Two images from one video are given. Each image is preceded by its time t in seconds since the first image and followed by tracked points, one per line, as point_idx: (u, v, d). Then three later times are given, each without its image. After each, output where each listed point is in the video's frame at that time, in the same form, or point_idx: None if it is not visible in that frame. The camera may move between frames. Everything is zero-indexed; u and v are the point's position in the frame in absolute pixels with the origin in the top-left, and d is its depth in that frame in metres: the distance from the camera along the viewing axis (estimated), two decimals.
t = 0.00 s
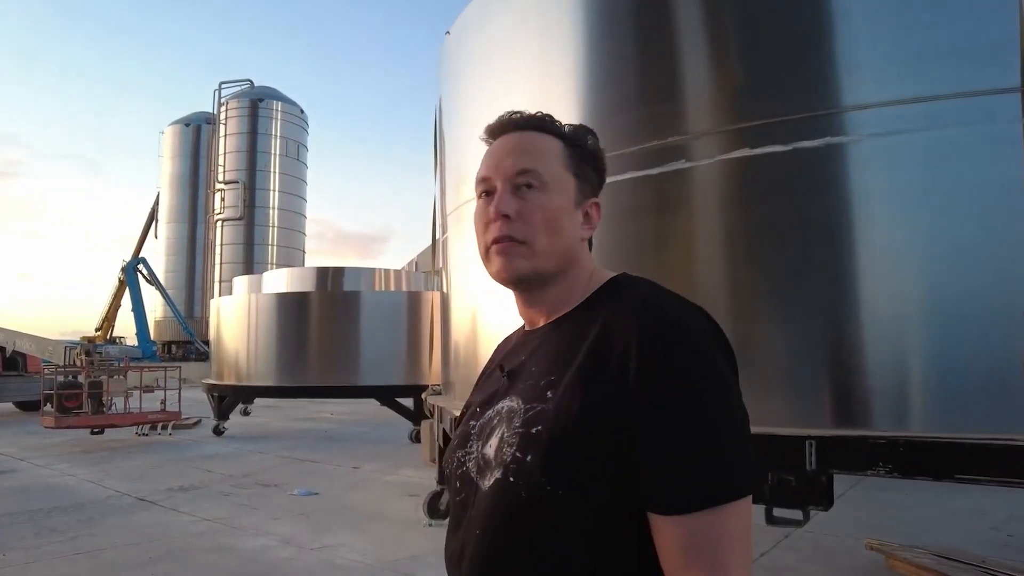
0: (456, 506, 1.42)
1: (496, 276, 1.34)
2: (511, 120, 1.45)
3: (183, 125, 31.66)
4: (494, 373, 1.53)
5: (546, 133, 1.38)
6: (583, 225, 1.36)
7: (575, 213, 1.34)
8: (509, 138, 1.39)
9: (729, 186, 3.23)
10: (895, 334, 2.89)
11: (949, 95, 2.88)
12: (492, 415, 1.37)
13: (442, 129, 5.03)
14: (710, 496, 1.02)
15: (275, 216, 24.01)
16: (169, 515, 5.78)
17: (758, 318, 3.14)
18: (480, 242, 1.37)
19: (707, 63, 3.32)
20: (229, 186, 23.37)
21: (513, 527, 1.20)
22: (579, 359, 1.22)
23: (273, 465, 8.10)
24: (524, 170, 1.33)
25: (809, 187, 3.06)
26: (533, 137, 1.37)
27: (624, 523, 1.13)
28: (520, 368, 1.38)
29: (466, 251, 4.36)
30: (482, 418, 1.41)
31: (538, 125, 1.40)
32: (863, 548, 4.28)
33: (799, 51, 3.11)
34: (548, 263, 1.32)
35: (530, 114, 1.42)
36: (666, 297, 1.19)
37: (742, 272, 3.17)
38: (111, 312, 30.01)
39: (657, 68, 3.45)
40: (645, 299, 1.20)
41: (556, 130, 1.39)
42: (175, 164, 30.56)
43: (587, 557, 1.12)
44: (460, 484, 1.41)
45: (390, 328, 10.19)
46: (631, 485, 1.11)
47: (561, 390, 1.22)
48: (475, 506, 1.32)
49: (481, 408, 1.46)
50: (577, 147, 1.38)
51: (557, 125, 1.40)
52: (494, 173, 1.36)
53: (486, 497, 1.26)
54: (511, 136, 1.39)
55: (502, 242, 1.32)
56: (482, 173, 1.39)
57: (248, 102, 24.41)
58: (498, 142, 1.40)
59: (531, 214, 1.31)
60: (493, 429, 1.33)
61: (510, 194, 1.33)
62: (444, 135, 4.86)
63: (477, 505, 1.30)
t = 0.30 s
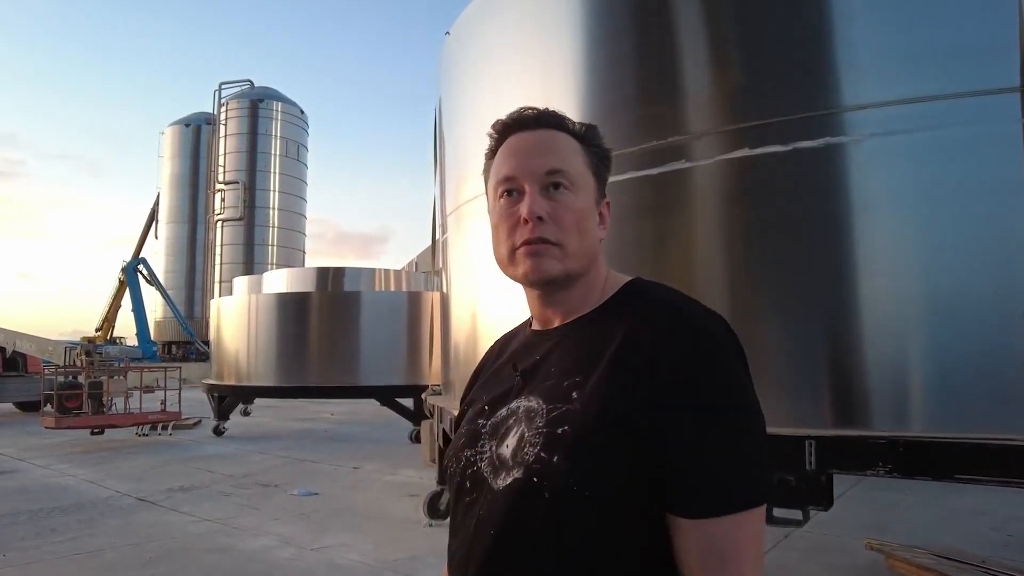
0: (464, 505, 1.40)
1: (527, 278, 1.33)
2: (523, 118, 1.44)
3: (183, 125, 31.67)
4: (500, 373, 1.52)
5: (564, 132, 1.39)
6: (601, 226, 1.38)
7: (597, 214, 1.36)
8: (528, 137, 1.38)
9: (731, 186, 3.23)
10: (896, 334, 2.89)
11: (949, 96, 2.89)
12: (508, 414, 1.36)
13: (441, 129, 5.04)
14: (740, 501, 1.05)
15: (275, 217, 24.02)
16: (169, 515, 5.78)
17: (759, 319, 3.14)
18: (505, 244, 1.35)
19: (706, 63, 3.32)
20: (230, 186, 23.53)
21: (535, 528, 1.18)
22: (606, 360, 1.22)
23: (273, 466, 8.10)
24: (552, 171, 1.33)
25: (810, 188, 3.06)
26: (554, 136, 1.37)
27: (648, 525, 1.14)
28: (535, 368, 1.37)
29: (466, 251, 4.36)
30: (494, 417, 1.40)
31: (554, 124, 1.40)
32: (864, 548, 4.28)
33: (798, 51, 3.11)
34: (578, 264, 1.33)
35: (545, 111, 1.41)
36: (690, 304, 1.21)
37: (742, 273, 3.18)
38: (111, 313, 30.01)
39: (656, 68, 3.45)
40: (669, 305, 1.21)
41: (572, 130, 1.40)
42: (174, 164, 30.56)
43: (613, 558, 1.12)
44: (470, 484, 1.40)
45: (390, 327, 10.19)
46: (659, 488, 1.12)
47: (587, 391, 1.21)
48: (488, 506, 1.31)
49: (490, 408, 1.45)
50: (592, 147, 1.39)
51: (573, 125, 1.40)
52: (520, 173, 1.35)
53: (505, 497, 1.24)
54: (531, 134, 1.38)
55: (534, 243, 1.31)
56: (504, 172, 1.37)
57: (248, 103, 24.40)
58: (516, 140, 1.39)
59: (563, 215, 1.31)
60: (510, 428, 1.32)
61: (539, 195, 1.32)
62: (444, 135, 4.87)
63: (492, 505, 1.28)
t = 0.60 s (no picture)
0: (463, 507, 1.41)
1: (528, 284, 1.34)
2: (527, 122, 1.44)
3: (183, 126, 31.67)
4: (500, 375, 1.52)
5: (568, 136, 1.39)
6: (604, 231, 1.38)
7: (600, 219, 1.36)
8: (532, 142, 1.39)
9: (731, 187, 3.23)
10: (894, 335, 2.89)
11: (948, 97, 2.89)
12: (509, 417, 1.36)
13: (441, 130, 5.04)
14: (742, 508, 1.06)
15: (275, 218, 24.01)
16: (169, 516, 5.79)
17: (757, 319, 3.14)
18: (507, 250, 1.36)
19: (705, 64, 3.32)
20: (230, 188, 23.56)
21: (533, 532, 1.18)
22: (608, 365, 1.22)
23: (273, 467, 8.10)
24: (554, 177, 1.33)
25: (809, 189, 3.07)
26: (557, 142, 1.37)
27: (648, 531, 1.14)
28: (536, 372, 1.38)
29: (467, 252, 4.36)
30: (495, 420, 1.41)
31: (558, 128, 1.40)
32: (863, 549, 4.28)
33: (797, 53, 3.12)
34: (580, 270, 1.33)
35: (549, 116, 1.41)
36: (693, 310, 1.22)
37: (742, 274, 3.18)
38: (112, 314, 30.04)
39: (655, 70, 3.45)
40: (673, 310, 1.22)
41: (576, 134, 1.40)
42: (174, 165, 30.56)
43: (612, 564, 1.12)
44: (469, 485, 1.41)
45: (390, 329, 10.19)
46: (661, 493, 1.12)
47: (588, 396, 1.21)
48: (487, 509, 1.31)
49: (491, 410, 1.45)
50: (596, 152, 1.39)
51: (577, 129, 1.40)
52: (522, 180, 1.36)
53: (505, 500, 1.24)
54: (534, 140, 1.39)
55: (536, 250, 1.31)
56: (507, 178, 1.38)
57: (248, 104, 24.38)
58: (520, 146, 1.39)
59: (565, 222, 1.31)
60: (510, 432, 1.33)
61: (542, 202, 1.33)
62: (444, 136, 4.87)
63: (491, 508, 1.29)
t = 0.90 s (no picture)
0: (458, 508, 1.41)
1: (522, 283, 1.34)
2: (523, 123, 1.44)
3: (183, 127, 31.67)
4: (496, 375, 1.52)
5: (563, 138, 1.39)
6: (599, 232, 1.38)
7: (595, 220, 1.36)
8: (528, 144, 1.39)
9: (730, 188, 3.23)
10: (893, 335, 2.89)
11: (947, 98, 2.89)
12: (503, 418, 1.36)
13: (441, 130, 5.04)
14: (739, 507, 1.06)
15: (275, 219, 24.01)
16: (169, 518, 5.78)
17: (756, 320, 3.15)
18: (501, 250, 1.36)
19: (705, 65, 3.32)
20: (229, 189, 23.64)
21: (527, 534, 1.18)
22: (604, 367, 1.22)
23: (273, 468, 8.10)
24: (548, 178, 1.33)
25: (808, 190, 3.07)
26: (553, 143, 1.37)
27: (643, 533, 1.14)
28: (531, 373, 1.38)
29: (467, 252, 4.35)
30: (490, 421, 1.41)
31: (554, 130, 1.40)
32: (863, 550, 4.28)
33: (796, 54, 3.12)
34: (574, 269, 1.33)
35: (546, 117, 1.41)
36: (689, 311, 1.22)
37: (741, 275, 3.18)
38: (111, 315, 30.04)
39: (655, 71, 3.46)
40: (668, 312, 1.22)
41: (572, 135, 1.40)
42: (174, 166, 30.57)
43: (607, 564, 1.12)
44: (464, 486, 1.41)
45: (390, 329, 10.19)
46: (656, 493, 1.12)
47: (583, 398, 1.21)
48: (482, 510, 1.31)
49: (487, 411, 1.45)
50: (592, 153, 1.40)
51: (573, 131, 1.40)
52: (517, 180, 1.36)
53: (499, 501, 1.25)
54: (530, 141, 1.39)
55: (530, 250, 1.32)
56: (502, 178, 1.38)
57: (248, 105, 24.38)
58: (515, 146, 1.39)
59: (559, 223, 1.31)
60: (505, 433, 1.33)
61: (536, 202, 1.33)
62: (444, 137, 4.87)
63: (486, 509, 1.29)
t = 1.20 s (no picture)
0: (454, 504, 1.41)
1: (515, 282, 1.34)
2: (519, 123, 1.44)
3: (183, 128, 31.67)
4: (495, 373, 1.52)
5: (560, 137, 1.39)
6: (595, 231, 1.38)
7: (589, 219, 1.36)
8: (523, 142, 1.39)
9: (729, 188, 3.23)
10: (892, 336, 2.89)
11: (946, 98, 2.89)
12: (500, 416, 1.36)
13: (440, 130, 5.04)
14: (729, 505, 1.06)
15: (275, 220, 24.02)
16: (168, 518, 5.78)
17: (755, 320, 3.15)
18: (496, 249, 1.36)
19: (704, 66, 3.33)
20: (229, 189, 23.65)
21: (520, 530, 1.18)
22: (598, 364, 1.22)
23: (273, 469, 8.09)
24: (541, 177, 1.34)
25: (808, 190, 3.07)
26: (548, 142, 1.37)
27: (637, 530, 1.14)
28: (527, 371, 1.38)
29: (467, 252, 4.35)
30: (487, 417, 1.41)
31: (549, 129, 1.40)
32: (862, 551, 4.28)
33: (796, 54, 3.12)
34: (568, 268, 1.33)
35: (542, 116, 1.41)
36: (685, 309, 1.22)
37: (740, 274, 3.18)
38: (111, 316, 30.05)
39: (654, 71, 3.46)
40: (663, 309, 1.22)
41: (567, 134, 1.40)
42: (173, 167, 30.57)
43: (599, 560, 1.12)
44: (461, 483, 1.41)
45: (390, 330, 10.19)
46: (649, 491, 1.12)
47: (577, 395, 1.21)
48: (477, 506, 1.31)
49: (484, 408, 1.45)
50: (588, 152, 1.39)
51: (569, 129, 1.40)
52: (511, 179, 1.36)
53: (494, 497, 1.25)
54: (524, 140, 1.39)
55: (523, 249, 1.32)
56: (496, 178, 1.38)
57: (248, 106, 24.39)
58: (510, 146, 1.40)
59: (552, 222, 1.31)
60: (501, 430, 1.33)
61: (529, 202, 1.33)
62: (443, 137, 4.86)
63: (481, 505, 1.29)
